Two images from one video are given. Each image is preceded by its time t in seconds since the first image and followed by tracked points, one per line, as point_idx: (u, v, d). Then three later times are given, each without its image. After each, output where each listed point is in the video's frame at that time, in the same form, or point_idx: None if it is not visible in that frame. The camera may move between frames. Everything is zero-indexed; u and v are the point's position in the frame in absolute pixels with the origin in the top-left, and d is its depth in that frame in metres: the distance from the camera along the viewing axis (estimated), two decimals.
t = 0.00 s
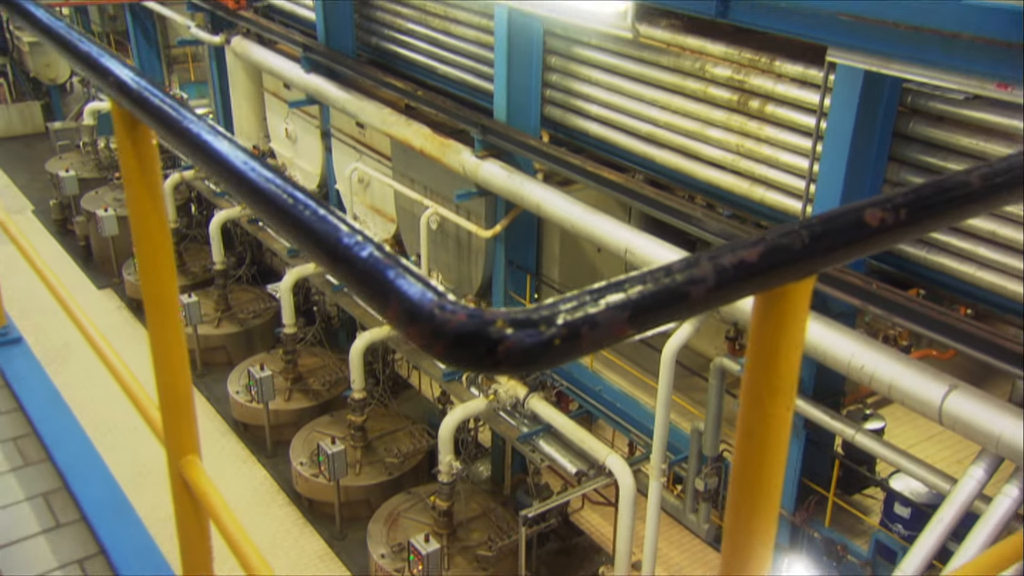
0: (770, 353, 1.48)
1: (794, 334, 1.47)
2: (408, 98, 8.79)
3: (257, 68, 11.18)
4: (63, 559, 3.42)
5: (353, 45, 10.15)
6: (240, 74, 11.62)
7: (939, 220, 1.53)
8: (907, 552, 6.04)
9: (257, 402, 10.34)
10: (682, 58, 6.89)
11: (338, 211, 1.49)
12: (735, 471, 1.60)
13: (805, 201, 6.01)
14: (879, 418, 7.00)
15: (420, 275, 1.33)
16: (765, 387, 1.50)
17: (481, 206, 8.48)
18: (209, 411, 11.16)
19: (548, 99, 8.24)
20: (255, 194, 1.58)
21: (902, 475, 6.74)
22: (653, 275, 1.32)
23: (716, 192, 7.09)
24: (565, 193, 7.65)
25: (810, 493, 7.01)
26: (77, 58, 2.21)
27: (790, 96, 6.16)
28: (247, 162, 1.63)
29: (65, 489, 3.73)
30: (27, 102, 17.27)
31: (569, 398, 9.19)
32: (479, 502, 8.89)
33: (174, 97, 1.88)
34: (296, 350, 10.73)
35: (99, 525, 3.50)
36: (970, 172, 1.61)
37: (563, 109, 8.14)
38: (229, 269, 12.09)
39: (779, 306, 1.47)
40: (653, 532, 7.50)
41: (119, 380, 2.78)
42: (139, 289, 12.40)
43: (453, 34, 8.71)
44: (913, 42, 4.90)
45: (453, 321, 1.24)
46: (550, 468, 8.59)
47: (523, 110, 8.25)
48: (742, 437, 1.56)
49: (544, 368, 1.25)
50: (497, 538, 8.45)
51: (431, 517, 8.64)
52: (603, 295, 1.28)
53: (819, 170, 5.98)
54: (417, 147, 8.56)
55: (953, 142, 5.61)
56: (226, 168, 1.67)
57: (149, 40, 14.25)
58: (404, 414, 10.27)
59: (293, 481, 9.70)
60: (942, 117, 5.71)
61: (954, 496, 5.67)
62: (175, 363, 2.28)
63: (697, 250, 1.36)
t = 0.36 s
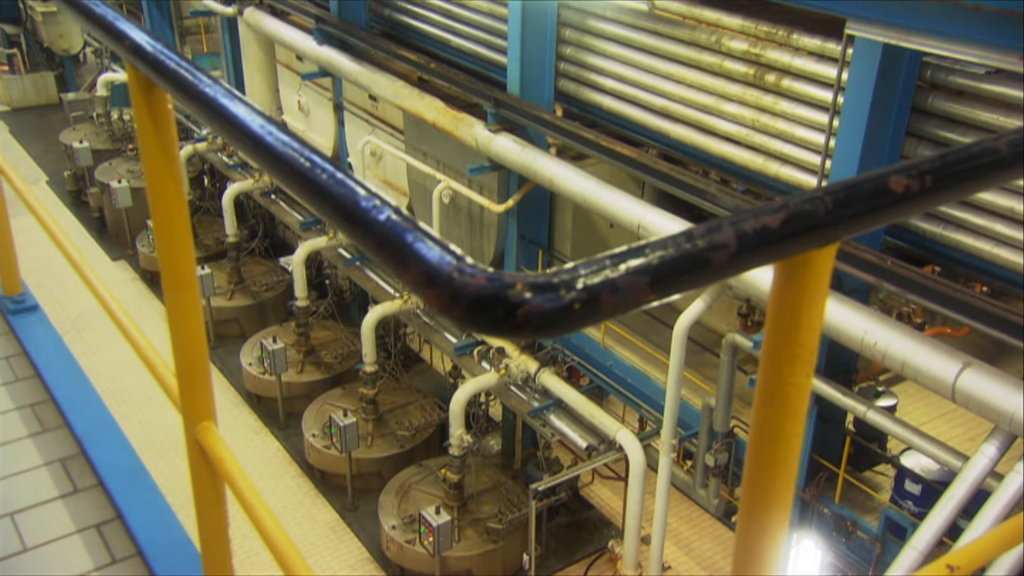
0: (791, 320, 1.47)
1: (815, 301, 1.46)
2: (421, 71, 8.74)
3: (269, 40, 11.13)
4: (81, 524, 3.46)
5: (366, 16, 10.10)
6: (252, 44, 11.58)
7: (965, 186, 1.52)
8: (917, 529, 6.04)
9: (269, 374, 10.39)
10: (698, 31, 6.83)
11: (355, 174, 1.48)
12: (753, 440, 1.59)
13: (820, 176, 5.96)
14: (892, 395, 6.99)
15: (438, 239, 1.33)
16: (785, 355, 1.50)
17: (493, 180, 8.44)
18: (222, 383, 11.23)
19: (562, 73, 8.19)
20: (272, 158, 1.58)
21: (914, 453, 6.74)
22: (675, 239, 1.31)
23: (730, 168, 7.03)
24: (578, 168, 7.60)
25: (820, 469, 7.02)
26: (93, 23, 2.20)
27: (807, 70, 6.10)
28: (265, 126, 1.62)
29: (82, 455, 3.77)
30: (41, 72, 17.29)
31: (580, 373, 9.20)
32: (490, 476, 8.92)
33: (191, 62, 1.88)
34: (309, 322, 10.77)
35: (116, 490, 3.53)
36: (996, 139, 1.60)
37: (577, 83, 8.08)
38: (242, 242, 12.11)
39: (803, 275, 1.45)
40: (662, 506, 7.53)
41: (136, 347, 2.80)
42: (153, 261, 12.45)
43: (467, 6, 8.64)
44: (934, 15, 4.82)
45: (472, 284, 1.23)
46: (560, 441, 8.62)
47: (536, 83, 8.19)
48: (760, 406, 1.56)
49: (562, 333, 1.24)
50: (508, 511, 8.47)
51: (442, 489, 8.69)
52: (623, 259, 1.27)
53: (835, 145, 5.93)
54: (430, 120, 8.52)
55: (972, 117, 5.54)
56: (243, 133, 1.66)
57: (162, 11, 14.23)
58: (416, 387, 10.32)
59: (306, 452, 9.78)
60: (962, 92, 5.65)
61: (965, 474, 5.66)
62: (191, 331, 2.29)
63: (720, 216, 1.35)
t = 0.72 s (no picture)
0: (814, 293, 1.46)
1: (839, 275, 1.45)
2: (437, 47, 8.70)
3: (284, 15, 11.11)
4: (99, 493, 3.49)
5: None
6: (267, 20, 11.54)
7: (992, 160, 1.50)
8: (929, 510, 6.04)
9: (283, 350, 10.44)
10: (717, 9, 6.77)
11: (374, 143, 1.47)
12: (772, 415, 1.59)
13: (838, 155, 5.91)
14: (906, 376, 6.96)
15: (459, 207, 1.32)
16: (806, 329, 1.49)
17: (507, 158, 8.41)
18: (236, 358, 11.29)
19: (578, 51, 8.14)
20: (291, 127, 1.57)
21: (926, 435, 6.71)
22: (698, 210, 1.29)
23: (746, 147, 6.98)
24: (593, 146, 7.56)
25: (832, 449, 7.02)
26: None
27: (826, 47, 6.04)
28: (284, 95, 1.62)
29: (100, 426, 3.80)
30: (56, 46, 17.29)
31: (593, 352, 9.21)
32: (501, 453, 8.94)
33: (210, 31, 1.87)
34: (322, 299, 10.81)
35: (134, 460, 3.57)
36: None
37: (592, 60, 8.03)
38: (256, 218, 12.14)
39: (827, 248, 1.44)
40: (673, 485, 7.55)
41: (153, 319, 2.81)
42: (167, 236, 12.49)
43: None
44: None
45: (493, 253, 1.22)
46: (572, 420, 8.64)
47: (552, 61, 8.14)
48: (781, 380, 1.55)
49: (584, 302, 1.23)
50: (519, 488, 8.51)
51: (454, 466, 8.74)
52: (646, 229, 1.25)
53: (854, 123, 5.87)
54: (444, 97, 8.47)
55: (994, 96, 5.48)
56: (262, 101, 1.65)
57: None
58: (428, 365, 10.35)
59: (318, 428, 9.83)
60: (984, 70, 5.58)
61: (979, 455, 5.64)
62: (208, 303, 2.30)
63: (744, 186, 1.34)
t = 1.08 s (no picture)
0: (832, 272, 1.45)
1: (857, 253, 1.44)
2: (448, 28, 8.65)
3: None
4: (113, 469, 3.52)
5: None
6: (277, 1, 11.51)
7: (1014, 138, 1.48)
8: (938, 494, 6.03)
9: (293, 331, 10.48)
10: None
11: (389, 118, 1.46)
12: (788, 394, 1.58)
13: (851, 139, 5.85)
14: (917, 361, 6.94)
15: (475, 182, 1.31)
16: (824, 309, 1.48)
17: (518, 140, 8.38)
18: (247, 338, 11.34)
19: (590, 33, 8.09)
20: (306, 101, 1.56)
21: (937, 419, 6.66)
22: (717, 185, 1.28)
23: (758, 130, 6.93)
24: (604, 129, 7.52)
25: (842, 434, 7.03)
26: None
27: (840, 29, 5.99)
28: (298, 69, 1.61)
29: (113, 403, 3.83)
30: (69, 25, 17.30)
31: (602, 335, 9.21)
32: (510, 435, 8.98)
33: (224, 6, 1.86)
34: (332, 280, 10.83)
35: (147, 437, 3.59)
36: None
37: (604, 42, 7.98)
38: (267, 199, 12.15)
39: (846, 226, 1.43)
40: (681, 468, 7.56)
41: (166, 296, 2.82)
42: (179, 216, 12.53)
43: None
44: None
45: (510, 227, 1.21)
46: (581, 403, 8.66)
47: (563, 43, 8.07)
48: (797, 359, 1.54)
49: (601, 278, 1.22)
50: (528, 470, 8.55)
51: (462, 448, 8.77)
52: (664, 205, 1.24)
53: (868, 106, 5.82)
54: (455, 78, 8.43)
55: (1010, 79, 5.41)
56: (276, 75, 1.65)
57: None
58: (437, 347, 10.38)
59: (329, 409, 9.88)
60: (1001, 53, 5.51)
61: (990, 441, 5.63)
62: (221, 280, 2.31)
63: (764, 162, 1.32)
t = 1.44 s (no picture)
0: (842, 256, 1.44)
1: (867, 237, 1.43)
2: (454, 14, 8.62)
3: None
4: (120, 452, 3.54)
5: None
6: None
7: None
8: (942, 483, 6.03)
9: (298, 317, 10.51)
10: None
11: (397, 98, 1.46)
12: (796, 380, 1.58)
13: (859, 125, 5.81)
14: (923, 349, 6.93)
15: (484, 163, 1.30)
16: (833, 293, 1.47)
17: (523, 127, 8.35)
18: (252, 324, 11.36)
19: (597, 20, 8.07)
20: (313, 82, 1.56)
21: (942, 408, 6.59)
22: (728, 166, 1.27)
23: (764, 117, 6.90)
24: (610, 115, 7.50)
25: (847, 422, 7.03)
26: None
27: (850, 16, 5.96)
28: (305, 50, 1.60)
29: (120, 386, 3.84)
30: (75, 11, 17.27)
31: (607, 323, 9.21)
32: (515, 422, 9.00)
33: None
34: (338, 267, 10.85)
35: (153, 420, 3.60)
36: None
37: (612, 28, 7.97)
38: (272, 186, 12.15)
39: (857, 209, 1.42)
40: (686, 456, 7.56)
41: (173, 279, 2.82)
42: (186, 202, 12.56)
43: None
44: None
45: (519, 208, 1.21)
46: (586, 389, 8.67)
47: (569, 29, 7.95)
48: (806, 344, 1.54)
49: (610, 259, 1.22)
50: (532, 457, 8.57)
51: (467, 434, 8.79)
52: (675, 186, 1.23)
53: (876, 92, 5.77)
54: (461, 64, 8.40)
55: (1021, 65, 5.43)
56: (283, 56, 1.64)
57: None
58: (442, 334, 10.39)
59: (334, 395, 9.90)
60: (1012, 39, 5.54)
61: (995, 430, 5.62)
62: (229, 264, 2.31)
63: (775, 144, 1.31)
